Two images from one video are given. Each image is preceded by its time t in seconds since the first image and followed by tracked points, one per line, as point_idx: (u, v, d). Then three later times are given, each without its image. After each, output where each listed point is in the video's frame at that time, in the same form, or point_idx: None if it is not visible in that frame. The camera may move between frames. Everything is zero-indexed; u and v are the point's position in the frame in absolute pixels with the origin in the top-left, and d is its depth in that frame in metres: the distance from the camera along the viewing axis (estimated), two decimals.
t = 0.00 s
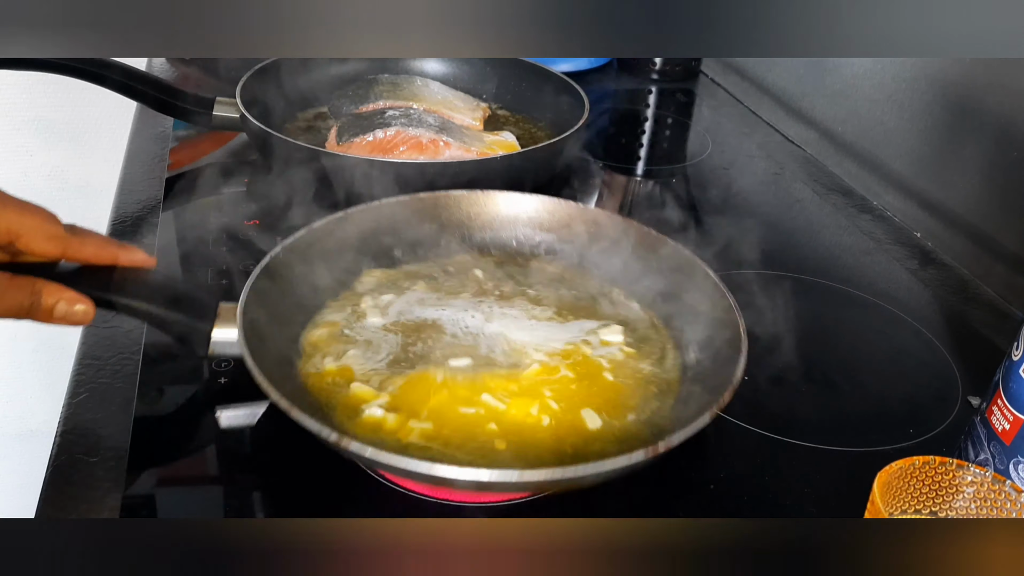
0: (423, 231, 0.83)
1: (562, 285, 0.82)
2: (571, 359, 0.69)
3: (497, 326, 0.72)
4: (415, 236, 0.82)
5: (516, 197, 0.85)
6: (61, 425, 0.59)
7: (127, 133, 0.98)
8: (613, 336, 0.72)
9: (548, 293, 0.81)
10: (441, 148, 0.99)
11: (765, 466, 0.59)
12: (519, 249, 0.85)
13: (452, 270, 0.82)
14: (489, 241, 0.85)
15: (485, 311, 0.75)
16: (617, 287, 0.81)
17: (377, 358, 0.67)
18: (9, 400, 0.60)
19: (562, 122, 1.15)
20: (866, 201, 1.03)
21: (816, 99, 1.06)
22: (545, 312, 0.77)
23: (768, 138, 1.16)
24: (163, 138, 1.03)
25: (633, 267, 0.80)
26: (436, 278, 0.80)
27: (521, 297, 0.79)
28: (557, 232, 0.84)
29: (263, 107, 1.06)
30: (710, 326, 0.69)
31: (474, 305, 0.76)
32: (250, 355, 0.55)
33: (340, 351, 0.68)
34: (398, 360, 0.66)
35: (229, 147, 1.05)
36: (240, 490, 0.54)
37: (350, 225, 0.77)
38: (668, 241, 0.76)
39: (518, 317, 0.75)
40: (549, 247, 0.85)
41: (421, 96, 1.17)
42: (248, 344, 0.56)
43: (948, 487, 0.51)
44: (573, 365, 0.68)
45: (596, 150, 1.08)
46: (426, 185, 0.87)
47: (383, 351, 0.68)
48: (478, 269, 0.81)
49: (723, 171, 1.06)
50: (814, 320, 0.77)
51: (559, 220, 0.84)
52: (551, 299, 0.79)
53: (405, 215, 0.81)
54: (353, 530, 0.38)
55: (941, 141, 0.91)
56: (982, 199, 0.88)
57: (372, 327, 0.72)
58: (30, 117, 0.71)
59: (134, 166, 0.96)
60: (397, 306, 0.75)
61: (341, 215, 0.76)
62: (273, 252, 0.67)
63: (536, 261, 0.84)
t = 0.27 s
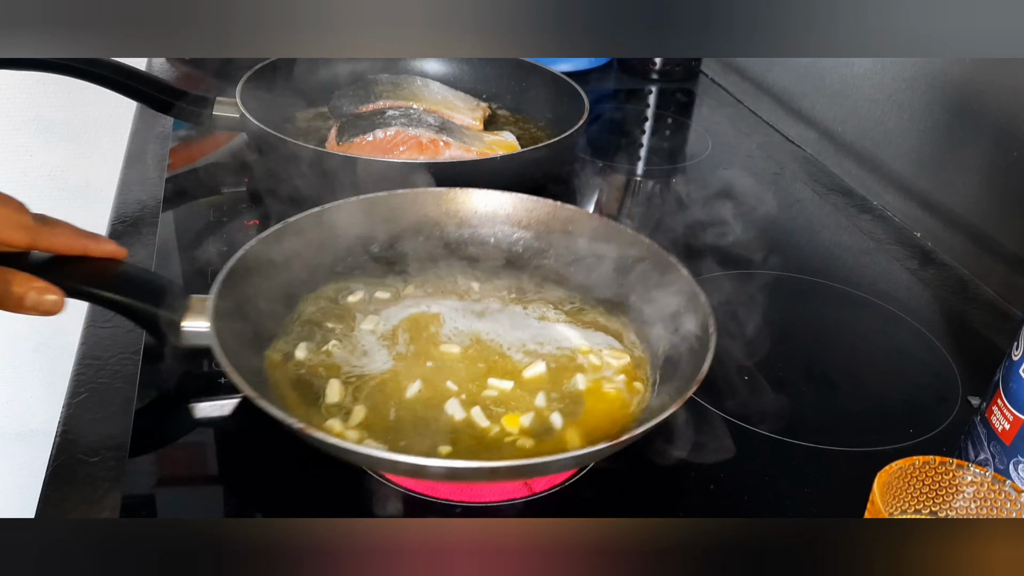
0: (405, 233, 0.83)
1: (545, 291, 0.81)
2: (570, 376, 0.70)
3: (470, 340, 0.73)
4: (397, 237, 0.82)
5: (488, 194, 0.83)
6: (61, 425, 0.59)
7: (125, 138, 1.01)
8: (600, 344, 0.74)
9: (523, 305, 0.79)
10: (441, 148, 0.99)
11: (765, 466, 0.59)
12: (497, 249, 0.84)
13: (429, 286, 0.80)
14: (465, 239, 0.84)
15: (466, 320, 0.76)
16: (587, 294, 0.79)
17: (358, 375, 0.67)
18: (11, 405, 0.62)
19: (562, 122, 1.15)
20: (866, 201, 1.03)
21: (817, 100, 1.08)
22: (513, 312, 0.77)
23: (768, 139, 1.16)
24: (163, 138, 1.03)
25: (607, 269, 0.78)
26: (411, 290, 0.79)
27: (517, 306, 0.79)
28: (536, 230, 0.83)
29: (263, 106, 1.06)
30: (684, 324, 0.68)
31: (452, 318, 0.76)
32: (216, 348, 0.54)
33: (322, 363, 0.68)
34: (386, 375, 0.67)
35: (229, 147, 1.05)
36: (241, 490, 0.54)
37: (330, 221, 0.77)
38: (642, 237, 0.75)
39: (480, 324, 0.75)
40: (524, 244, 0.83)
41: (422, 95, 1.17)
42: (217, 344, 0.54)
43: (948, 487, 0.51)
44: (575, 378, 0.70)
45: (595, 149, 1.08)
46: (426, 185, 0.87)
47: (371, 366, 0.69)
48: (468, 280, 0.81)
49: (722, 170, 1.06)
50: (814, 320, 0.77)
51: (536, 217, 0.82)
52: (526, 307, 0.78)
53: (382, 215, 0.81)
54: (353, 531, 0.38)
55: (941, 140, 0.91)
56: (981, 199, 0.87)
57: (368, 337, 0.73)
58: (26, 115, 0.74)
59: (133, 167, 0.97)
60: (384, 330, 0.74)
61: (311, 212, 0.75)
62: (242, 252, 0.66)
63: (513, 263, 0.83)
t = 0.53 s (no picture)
0: (414, 259, 0.83)
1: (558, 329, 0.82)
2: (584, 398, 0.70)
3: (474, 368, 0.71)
4: (406, 265, 0.83)
5: (490, 224, 0.83)
6: (60, 426, 0.59)
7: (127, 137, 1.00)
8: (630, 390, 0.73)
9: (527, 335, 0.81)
10: (441, 148, 0.99)
11: (766, 466, 0.59)
12: (510, 280, 0.84)
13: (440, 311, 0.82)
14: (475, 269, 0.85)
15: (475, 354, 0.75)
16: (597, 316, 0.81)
17: (360, 397, 0.66)
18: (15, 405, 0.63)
19: (562, 122, 1.15)
20: (866, 201, 1.03)
21: (815, 100, 1.07)
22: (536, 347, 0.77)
23: (768, 138, 1.16)
24: (163, 138, 1.03)
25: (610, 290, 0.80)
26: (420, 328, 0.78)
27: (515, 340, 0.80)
28: (545, 261, 0.83)
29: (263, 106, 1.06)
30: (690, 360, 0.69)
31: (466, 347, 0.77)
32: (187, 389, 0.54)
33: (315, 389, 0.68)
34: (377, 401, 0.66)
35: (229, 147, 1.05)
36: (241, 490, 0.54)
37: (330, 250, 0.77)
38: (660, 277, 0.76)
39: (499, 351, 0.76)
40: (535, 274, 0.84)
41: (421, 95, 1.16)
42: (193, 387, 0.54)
43: (948, 487, 0.51)
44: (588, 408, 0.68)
45: (596, 149, 1.08)
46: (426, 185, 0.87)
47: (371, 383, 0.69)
48: (478, 310, 0.83)
49: (722, 170, 1.06)
50: (814, 320, 0.77)
51: (543, 248, 0.83)
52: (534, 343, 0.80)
53: (393, 241, 0.81)
54: (351, 530, 0.38)
55: (942, 140, 0.91)
56: (982, 198, 0.88)
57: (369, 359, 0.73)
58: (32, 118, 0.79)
59: (134, 167, 0.97)
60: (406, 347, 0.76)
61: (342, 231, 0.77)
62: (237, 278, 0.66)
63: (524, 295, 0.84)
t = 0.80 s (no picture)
0: (442, 257, 0.85)
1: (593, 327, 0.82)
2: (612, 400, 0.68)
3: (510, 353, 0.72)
4: (431, 263, 0.85)
5: (529, 224, 0.87)
6: (61, 425, 0.59)
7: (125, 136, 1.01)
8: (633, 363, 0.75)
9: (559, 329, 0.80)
10: (441, 148, 0.99)
11: (765, 466, 0.59)
12: (534, 277, 0.87)
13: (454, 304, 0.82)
14: (503, 267, 0.87)
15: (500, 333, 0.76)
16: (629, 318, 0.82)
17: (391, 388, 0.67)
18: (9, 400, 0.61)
19: (562, 122, 1.15)
20: (866, 201, 1.03)
21: (816, 100, 1.07)
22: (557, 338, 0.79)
23: (768, 138, 1.16)
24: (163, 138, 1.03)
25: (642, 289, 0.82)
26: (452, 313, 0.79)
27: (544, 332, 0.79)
28: (575, 260, 0.86)
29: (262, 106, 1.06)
30: (717, 358, 0.71)
31: (490, 331, 0.77)
32: (231, 395, 0.56)
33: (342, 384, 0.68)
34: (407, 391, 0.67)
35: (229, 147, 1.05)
36: (240, 491, 0.54)
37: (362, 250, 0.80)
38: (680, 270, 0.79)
39: (516, 337, 0.76)
40: (562, 272, 0.86)
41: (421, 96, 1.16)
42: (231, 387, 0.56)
43: (948, 487, 0.51)
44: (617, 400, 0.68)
45: (596, 149, 1.08)
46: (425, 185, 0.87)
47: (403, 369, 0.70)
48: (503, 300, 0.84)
49: (722, 170, 1.06)
50: (814, 320, 0.77)
51: (574, 246, 0.86)
52: (551, 325, 0.80)
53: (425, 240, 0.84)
54: (349, 529, 0.38)
55: (942, 140, 0.91)
56: (983, 198, 0.88)
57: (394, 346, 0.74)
58: (30, 115, 0.73)
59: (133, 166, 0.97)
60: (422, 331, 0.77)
61: (372, 231, 0.80)
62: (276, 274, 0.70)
63: (553, 290, 0.86)
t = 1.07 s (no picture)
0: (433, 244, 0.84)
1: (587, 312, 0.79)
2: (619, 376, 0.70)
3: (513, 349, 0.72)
4: (425, 250, 0.84)
5: (524, 208, 0.84)
6: (61, 425, 0.59)
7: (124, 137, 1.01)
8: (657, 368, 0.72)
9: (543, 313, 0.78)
10: (441, 148, 0.99)
11: (766, 466, 0.59)
12: (530, 262, 0.84)
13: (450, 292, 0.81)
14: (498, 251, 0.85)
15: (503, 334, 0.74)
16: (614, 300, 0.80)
17: (390, 380, 0.67)
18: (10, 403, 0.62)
19: (562, 121, 1.15)
20: (866, 201, 1.03)
21: (816, 99, 1.09)
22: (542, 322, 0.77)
23: (768, 139, 1.16)
24: (163, 138, 1.04)
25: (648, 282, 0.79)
26: (455, 304, 0.78)
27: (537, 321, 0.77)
28: (569, 245, 0.84)
29: (262, 107, 1.06)
30: (712, 341, 0.69)
31: (479, 325, 0.76)
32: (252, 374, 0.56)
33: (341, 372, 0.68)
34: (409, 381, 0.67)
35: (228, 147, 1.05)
36: (239, 489, 0.55)
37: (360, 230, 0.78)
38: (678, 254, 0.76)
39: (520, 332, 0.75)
40: (557, 256, 0.84)
41: (421, 96, 1.16)
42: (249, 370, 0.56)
43: (948, 487, 0.51)
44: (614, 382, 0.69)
45: (596, 149, 1.08)
46: (425, 185, 0.87)
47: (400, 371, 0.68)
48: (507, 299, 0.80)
49: (722, 170, 1.06)
50: (814, 320, 0.77)
51: (570, 232, 0.83)
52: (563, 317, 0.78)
53: (417, 226, 0.82)
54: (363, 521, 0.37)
55: (942, 140, 0.91)
56: (981, 198, 0.88)
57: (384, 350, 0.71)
58: (31, 117, 0.82)
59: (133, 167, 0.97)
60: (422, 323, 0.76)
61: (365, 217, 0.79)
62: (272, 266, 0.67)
63: (546, 275, 0.83)
